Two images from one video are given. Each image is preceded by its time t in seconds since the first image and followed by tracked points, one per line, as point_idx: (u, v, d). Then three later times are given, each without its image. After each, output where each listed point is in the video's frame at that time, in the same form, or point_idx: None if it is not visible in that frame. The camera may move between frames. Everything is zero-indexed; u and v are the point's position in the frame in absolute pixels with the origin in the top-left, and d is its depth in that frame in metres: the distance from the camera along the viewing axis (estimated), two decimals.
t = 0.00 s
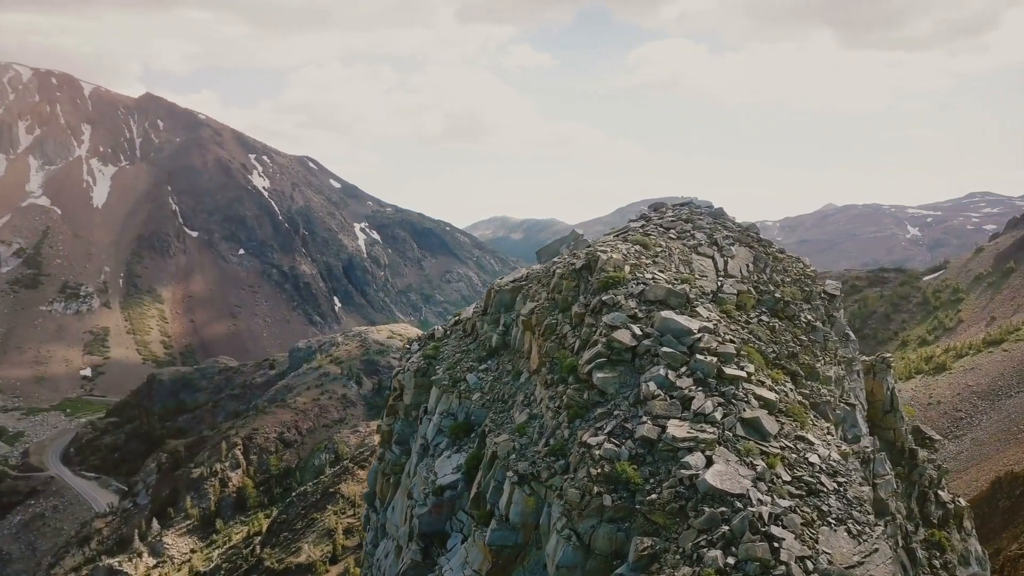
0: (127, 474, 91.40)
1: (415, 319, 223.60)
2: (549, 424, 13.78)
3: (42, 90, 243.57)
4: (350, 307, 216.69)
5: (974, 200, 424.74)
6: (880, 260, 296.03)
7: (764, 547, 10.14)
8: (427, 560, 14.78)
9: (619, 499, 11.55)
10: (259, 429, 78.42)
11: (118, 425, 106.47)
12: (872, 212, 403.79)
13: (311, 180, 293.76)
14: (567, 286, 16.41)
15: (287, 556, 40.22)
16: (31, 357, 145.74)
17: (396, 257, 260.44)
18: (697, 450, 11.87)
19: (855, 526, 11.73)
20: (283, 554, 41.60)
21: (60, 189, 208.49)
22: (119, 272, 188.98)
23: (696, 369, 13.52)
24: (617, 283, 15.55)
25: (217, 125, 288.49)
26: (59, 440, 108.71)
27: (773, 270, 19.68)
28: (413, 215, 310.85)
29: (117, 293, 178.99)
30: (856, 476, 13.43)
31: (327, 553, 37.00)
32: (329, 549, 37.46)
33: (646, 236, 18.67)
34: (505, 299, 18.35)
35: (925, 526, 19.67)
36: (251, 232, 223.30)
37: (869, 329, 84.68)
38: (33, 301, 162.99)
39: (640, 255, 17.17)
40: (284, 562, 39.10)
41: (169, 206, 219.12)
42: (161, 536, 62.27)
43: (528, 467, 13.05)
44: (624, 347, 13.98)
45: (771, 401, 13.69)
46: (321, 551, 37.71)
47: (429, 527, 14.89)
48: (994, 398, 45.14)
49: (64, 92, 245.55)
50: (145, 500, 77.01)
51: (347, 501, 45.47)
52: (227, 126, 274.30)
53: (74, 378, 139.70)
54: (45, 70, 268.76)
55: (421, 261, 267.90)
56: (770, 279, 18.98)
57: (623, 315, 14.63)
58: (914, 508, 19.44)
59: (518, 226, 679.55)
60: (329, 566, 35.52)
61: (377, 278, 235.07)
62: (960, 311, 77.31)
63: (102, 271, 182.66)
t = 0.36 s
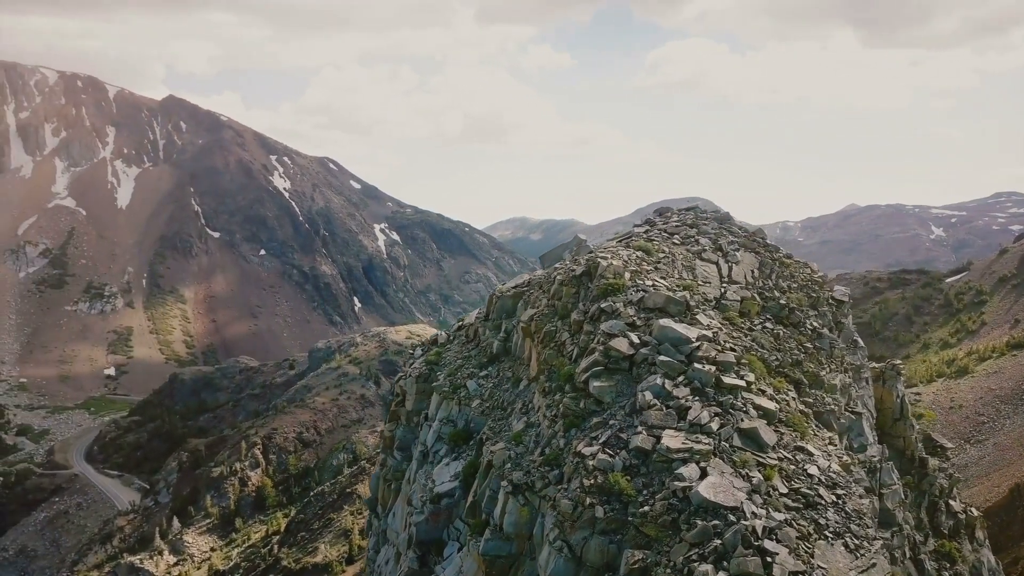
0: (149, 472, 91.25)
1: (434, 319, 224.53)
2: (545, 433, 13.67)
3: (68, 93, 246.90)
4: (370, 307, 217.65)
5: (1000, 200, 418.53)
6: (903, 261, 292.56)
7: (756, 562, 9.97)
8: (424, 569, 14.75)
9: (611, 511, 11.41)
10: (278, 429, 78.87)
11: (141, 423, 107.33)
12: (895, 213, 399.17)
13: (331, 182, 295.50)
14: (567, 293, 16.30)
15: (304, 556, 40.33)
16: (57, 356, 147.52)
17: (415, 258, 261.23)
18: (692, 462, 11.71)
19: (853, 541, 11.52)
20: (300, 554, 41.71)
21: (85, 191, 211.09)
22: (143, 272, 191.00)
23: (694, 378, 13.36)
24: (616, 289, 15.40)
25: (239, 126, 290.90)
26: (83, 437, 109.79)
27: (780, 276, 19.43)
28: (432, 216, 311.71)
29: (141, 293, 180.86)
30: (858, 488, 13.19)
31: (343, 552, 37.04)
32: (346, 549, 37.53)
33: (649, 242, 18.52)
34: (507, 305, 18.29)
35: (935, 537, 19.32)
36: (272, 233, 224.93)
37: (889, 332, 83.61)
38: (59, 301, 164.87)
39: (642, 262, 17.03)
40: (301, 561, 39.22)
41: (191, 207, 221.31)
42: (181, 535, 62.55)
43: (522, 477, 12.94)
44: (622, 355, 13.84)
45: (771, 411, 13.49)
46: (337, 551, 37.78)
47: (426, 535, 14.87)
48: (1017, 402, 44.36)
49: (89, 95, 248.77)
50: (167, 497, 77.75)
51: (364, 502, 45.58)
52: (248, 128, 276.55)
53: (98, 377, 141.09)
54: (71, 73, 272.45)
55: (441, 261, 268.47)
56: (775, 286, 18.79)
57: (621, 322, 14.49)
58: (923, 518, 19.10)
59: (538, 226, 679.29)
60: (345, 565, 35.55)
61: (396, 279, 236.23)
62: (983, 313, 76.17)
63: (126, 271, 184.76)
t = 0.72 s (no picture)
0: (173, 470, 91.72)
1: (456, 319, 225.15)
2: (542, 442, 13.57)
3: (97, 95, 250.53)
4: (392, 307, 218.69)
5: None
6: (929, 262, 287.91)
7: None
8: None
9: (604, 523, 11.26)
10: (300, 429, 79.57)
11: (166, 421, 108.43)
12: (922, 213, 393.25)
13: (354, 183, 297.35)
14: (568, 300, 16.17)
15: (323, 556, 40.48)
16: (85, 355, 149.57)
17: (437, 259, 262.15)
18: (687, 474, 11.56)
19: (852, 556, 11.30)
20: (318, 554, 41.84)
21: (113, 192, 213.96)
22: (169, 272, 193.08)
23: (693, 389, 13.19)
24: (617, 297, 15.26)
25: (263, 128, 293.67)
26: (111, 434, 110.95)
27: (788, 282, 19.20)
28: (454, 217, 312.53)
29: (167, 293, 182.97)
30: (860, 501, 12.90)
31: (362, 553, 37.16)
32: (364, 549, 37.71)
33: (653, 247, 18.36)
34: (510, 311, 18.22)
35: (946, 549, 18.95)
36: (295, 233, 226.60)
37: (914, 335, 82.12)
38: (87, 301, 166.95)
39: (645, 268, 16.87)
40: (319, 561, 39.38)
41: (217, 208, 223.70)
42: (204, 532, 62.84)
43: (517, 488, 12.84)
44: (620, 364, 13.70)
45: (771, 421, 13.29)
46: (356, 551, 37.98)
47: (425, 543, 14.80)
48: None
49: (117, 98, 252.29)
50: (192, 493, 78.63)
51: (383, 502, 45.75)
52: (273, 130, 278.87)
53: (125, 377, 142.77)
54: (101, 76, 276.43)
55: (462, 262, 269.20)
56: (782, 292, 18.56)
57: (620, 330, 14.35)
58: (934, 530, 18.75)
59: (561, 227, 678.64)
60: (363, 565, 35.59)
61: (419, 279, 237.16)
62: (1011, 315, 74.62)
63: (153, 271, 186.97)
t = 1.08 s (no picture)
0: (199, 467, 91.95)
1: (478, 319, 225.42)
2: (539, 451, 13.44)
3: (126, 98, 253.97)
4: (416, 308, 219.62)
5: None
6: (959, 264, 283.15)
7: None
8: None
9: (596, 536, 11.07)
10: (323, 429, 79.55)
11: (191, 420, 109.31)
12: (952, 214, 386.89)
13: (378, 184, 298.85)
14: (569, 308, 16.03)
15: (343, 556, 40.48)
16: (113, 353, 151.16)
17: (460, 260, 262.74)
18: (682, 487, 11.36)
19: (852, 572, 11.05)
20: (339, 554, 41.87)
21: (142, 193, 216.55)
22: (195, 273, 195.06)
23: (692, 399, 13.00)
24: (618, 304, 15.10)
25: (288, 129, 295.94)
26: (138, 433, 111.94)
27: (797, 288, 18.92)
28: (477, 218, 312.92)
29: (193, 293, 184.90)
30: (861, 514, 12.65)
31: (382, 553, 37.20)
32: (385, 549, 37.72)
33: (658, 254, 18.19)
34: (514, 317, 18.11)
35: (960, 561, 18.53)
36: (320, 234, 228.06)
37: (940, 337, 80.71)
38: (116, 301, 168.98)
39: (647, 275, 16.71)
40: (340, 561, 39.41)
41: (242, 209, 225.66)
42: (228, 531, 62.26)
43: (512, 498, 12.73)
44: (617, 373, 13.56)
45: (772, 433, 13.07)
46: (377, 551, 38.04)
47: (423, 552, 14.74)
48: None
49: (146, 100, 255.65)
50: (218, 490, 77.36)
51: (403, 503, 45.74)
52: (298, 131, 280.89)
53: (152, 376, 144.33)
54: (130, 79, 280.19)
55: (485, 264, 269.65)
56: (790, 298, 18.27)
57: (619, 339, 14.20)
58: (947, 542, 18.34)
59: (584, 227, 676.72)
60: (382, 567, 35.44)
61: (442, 280, 237.74)
62: None
63: (180, 272, 188.92)
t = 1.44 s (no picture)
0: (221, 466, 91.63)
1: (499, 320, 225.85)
2: (532, 462, 13.31)
3: (153, 100, 257.32)
4: (437, 308, 220.77)
5: None
6: (987, 265, 278.80)
7: None
8: None
9: (584, 550, 10.94)
10: (343, 429, 79.96)
11: (215, 418, 110.02)
12: (980, 215, 381.14)
13: (400, 185, 300.19)
14: (569, 315, 15.87)
15: (361, 556, 40.39)
16: (139, 352, 152.65)
17: (481, 261, 263.23)
18: (673, 500, 11.18)
19: None
20: (357, 554, 41.88)
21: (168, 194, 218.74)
22: (220, 273, 196.77)
23: (687, 409, 12.81)
24: (616, 313, 14.93)
25: (312, 131, 297.96)
26: (163, 431, 112.86)
27: (805, 296, 18.63)
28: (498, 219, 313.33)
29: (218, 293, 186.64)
30: (859, 529, 12.41)
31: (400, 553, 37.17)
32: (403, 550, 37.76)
33: (661, 260, 17.99)
34: (514, 324, 17.94)
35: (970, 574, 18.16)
36: (343, 235, 229.57)
37: (965, 340, 79.43)
38: (142, 300, 169.94)
39: (649, 283, 16.47)
40: (358, 561, 39.33)
41: (266, 210, 227.30)
42: (249, 529, 60.97)
43: (504, 508, 12.64)
44: (613, 382, 13.37)
45: (769, 445, 12.84)
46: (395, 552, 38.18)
47: (419, 560, 14.70)
48: None
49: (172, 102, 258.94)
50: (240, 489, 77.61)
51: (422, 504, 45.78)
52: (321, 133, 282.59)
53: (177, 374, 145.70)
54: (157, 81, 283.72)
55: (506, 264, 269.95)
56: (796, 306, 18.03)
57: (616, 347, 14.04)
58: (956, 555, 17.97)
59: (606, 228, 674.76)
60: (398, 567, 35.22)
61: (462, 281, 239.34)
62: None
63: (204, 272, 190.73)
